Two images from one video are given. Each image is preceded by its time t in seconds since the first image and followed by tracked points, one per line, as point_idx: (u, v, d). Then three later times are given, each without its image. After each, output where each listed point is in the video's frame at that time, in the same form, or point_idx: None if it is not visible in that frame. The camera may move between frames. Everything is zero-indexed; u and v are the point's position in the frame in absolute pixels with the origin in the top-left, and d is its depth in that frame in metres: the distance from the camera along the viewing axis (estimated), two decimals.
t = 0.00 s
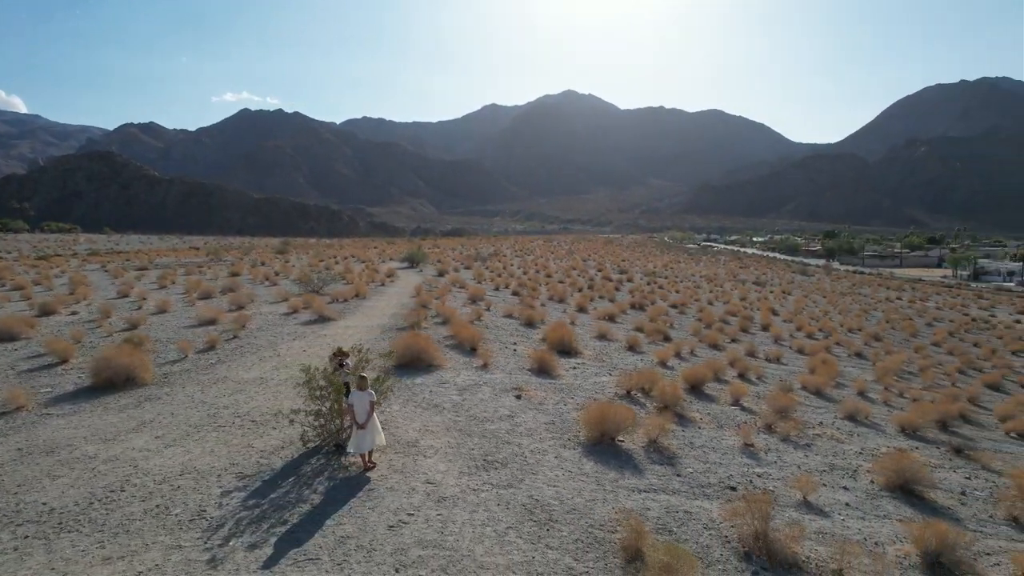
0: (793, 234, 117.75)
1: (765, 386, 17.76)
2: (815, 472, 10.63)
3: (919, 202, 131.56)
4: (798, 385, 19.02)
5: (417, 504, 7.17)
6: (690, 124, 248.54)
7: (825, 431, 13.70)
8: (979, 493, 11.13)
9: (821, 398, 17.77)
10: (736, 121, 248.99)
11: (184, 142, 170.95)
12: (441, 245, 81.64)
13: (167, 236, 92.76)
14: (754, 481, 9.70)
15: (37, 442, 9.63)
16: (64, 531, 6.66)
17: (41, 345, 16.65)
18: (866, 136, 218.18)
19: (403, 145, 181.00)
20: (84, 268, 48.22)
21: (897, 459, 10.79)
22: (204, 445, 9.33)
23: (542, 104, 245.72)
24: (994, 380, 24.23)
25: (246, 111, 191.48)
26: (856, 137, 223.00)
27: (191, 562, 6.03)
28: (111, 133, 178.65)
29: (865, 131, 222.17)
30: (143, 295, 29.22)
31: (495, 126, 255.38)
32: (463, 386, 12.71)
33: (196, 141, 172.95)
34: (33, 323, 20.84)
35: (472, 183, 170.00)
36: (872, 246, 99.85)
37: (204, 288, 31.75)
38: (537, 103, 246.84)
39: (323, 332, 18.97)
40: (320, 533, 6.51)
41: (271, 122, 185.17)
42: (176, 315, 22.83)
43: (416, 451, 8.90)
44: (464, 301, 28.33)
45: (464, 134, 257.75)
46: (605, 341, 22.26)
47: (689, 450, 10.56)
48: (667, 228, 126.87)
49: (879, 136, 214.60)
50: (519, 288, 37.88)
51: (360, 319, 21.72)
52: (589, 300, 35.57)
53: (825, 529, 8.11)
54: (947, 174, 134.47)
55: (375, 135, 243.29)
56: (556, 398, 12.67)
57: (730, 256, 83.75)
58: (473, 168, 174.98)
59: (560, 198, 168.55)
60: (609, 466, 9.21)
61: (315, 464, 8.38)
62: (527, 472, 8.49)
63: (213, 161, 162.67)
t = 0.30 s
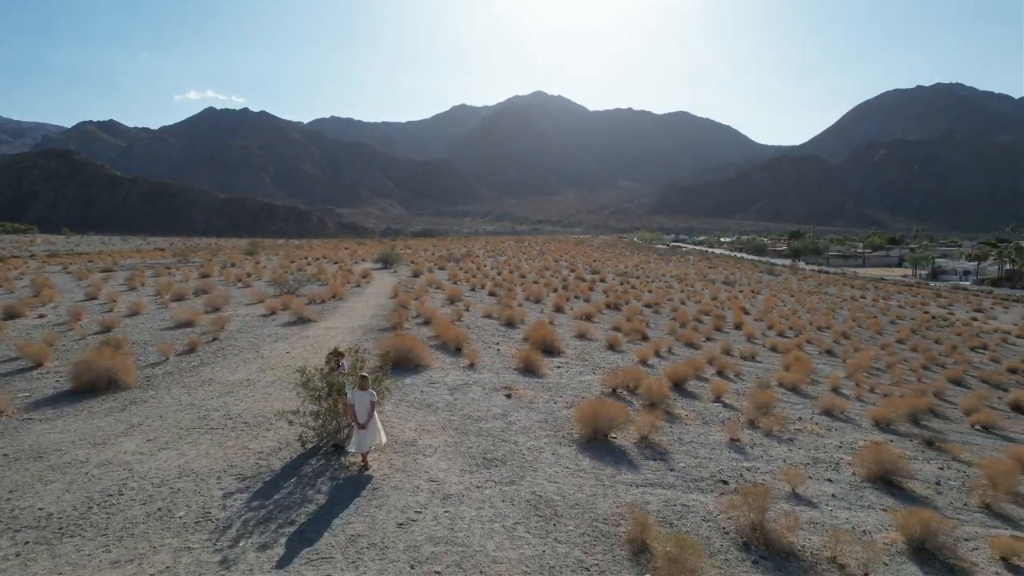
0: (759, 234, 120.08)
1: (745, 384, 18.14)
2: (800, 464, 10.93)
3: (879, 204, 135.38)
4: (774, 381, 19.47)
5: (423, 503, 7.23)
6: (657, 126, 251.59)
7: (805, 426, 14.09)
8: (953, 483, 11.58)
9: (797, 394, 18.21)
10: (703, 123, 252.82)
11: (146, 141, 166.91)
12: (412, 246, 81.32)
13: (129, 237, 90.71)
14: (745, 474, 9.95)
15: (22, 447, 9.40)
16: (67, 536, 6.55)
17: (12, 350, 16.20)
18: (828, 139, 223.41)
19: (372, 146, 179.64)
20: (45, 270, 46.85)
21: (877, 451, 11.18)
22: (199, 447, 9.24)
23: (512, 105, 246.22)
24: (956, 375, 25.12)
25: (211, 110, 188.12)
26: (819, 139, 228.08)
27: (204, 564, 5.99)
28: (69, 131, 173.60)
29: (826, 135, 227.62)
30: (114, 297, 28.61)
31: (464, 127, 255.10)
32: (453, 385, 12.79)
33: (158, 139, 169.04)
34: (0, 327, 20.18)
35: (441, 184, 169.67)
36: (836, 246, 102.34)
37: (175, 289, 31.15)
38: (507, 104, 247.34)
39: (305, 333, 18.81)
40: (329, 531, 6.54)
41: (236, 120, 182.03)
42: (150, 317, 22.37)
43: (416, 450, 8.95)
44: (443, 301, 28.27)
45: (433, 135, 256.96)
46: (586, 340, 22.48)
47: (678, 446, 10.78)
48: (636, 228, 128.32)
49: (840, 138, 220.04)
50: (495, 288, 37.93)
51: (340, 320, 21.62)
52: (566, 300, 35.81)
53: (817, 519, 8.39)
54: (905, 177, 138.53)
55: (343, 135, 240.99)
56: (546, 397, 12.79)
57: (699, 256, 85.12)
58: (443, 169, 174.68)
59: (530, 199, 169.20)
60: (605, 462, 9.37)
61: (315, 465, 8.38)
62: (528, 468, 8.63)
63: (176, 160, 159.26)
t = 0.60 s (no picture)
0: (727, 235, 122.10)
1: (723, 381, 18.51)
2: (786, 458, 11.24)
3: (842, 206, 138.73)
4: (751, 378, 19.91)
5: (429, 501, 7.29)
6: (626, 128, 254.03)
7: (785, 421, 14.47)
8: (930, 473, 12.02)
9: (775, 391, 18.64)
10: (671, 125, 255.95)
11: (107, 139, 162.70)
12: (384, 246, 80.74)
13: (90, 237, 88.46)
14: (736, 468, 10.20)
15: (8, 452, 9.19)
16: (70, 540, 6.46)
17: None
18: (792, 141, 228.08)
19: (341, 146, 177.83)
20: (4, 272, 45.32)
21: (859, 445, 11.53)
22: (195, 449, 9.16)
23: (482, 105, 246.23)
24: (922, 371, 25.94)
25: (175, 108, 184.21)
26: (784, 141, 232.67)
27: (216, 564, 5.98)
28: (25, 128, 168.11)
29: (790, 138, 232.45)
30: (82, 299, 27.91)
31: (434, 127, 254.33)
32: (444, 385, 12.84)
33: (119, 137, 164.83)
34: None
35: (411, 184, 168.81)
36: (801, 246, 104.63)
37: (146, 290, 30.48)
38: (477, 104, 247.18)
39: (286, 334, 18.65)
40: (338, 530, 6.57)
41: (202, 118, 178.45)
42: (122, 320, 21.88)
43: (415, 450, 8.98)
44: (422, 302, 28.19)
45: (403, 135, 255.49)
46: (566, 339, 22.67)
47: (669, 442, 10.99)
48: (607, 229, 129.45)
49: (804, 141, 224.81)
50: (472, 288, 37.91)
51: (321, 321, 21.48)
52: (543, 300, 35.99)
53: (808, 510, 8.66)
54: (866, 179, 142.26)
55: (311, 134, 238.07)
56: (536, 396, 12.91)
57: (669, 256, 86.19)
58: (413, 169, 173.75)
59: (500, 199, 169.29)
60: (599, 458, 9.53)
61: (315, 465, 8.37)
62: (528, 465, 8.74)
63: (139, 159, 155.53)
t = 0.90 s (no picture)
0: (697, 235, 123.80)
1: (704, 379, 18.83)
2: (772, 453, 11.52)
3: (807, 207, 141.71)
4: (730, 376, 20.29)
5: (434, 498, 7.35)
6: (596, 130, 255.96)
7: (767, 417, 14.82)
8: (907, 465, 12.46)
9: (753, 388, 19.03)
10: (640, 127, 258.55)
11: (67, 137, 158.36)
12: (356, 247, 80.04)
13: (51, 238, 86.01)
14: (726, 463, 10.43)
15: None
16: (73, 545, 6.37)
17: None
18: (758, 143, 232.10)
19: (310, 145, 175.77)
20: None
21: (842, 439, 11.88)
22: (189, 452, 9.06)
23: (453, 105, 245.68)
24: (891, 367, 26.71)
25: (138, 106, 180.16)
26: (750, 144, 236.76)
27: (228, 566, 5.97)
28: None
29: (757, 141, 236.68)
30: (50, 301, 27.17)
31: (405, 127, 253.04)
32: (434, 385, 12.89)
33: (79, 135, 160.44)
34: None
35: (382, 184, 167.71)
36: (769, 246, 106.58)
37: (116, 292, 29.81)
38: (448, 104, 246.56)
39: (268, 335, 18.44)
40: (347, 528, 6.60)
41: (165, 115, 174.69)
42: (95, 323, 21.37)
43: (414, 448, 9.02)
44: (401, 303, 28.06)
45: (373, 135, 253.70)
46: (547, 339, 22.82)
47: (659, 438, 11.20)
48: (578, 230, 130.26)
49: (770, 143, 229.06)
50: (449, 289, 37.81)
51: (301, 322, 21.29)
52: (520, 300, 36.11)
53: (798, 501, 8.93)
54: (830, 181, 145.52)
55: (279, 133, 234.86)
56: (526, 395, 13.02)
57: (641, 256, 87.11)
58: (384, 169, 172.53)
59: (472, 200, 169.13)
60: (594, 455, 9.67)
61: (315, 466, 8.37)
62: (526, 463, 8.85)
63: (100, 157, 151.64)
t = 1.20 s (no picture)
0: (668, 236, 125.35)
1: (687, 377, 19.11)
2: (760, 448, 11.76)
3: (775, 207, 144.41)
4: (711, 374, 20.62)
5: (438, 496, 7.41)
6: (567, 132, 257.33)
7: (749, 414, 15.13)
8: (885, 458, 12.87)
9: (733, 386, 19.41)
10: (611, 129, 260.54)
11: (26, 136, 153.72)
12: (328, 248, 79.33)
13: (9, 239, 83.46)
14: (716, 459, 10.64)
15: None
16: (77, 549, 6.29)
17: None
18: (727, 145, 235.69)
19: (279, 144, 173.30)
20: None
21: (824, 433, 12.22)
22: (185, 454, 8.97)
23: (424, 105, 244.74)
24: (861, 364, 27.44)
25: (100, 103, 175.81)
26: (719, 146, 240.42)
27: (240, 565, 5.96)
28: None
29: (725, 144, 240.50)
30: (17, 303, 26.46)
31: (375, 127, 251.45)
32: (426, 385, 12.92)
33: (38, 134, 155.86)
34: None
35: (352, 185, 166.31)
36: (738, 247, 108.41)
37: (86, 294, 29.09)
38: (419, 105, 245.46)
39: (249, 337, 18.24)
40: (353, 529, 6.59)
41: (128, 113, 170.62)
42: (69, 326, 20.85)
43: (412, 448, 9.06)
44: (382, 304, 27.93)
45: (343, 135, 251.37)
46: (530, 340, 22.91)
47: (652, 436, 11.37)
48: (551, 231, 130.78)
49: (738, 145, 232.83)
50: (426, 290, 37.72)
51: (282, 323, 21.12)
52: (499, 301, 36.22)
53: (788, 493, 9.20)
54: (797, 183, 148.51)
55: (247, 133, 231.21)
56: (517, 394, 13.11)
57: (614, 257, 87.87)
58: (354, 168, 171.14)
59: (444, 201, 168.68)
60: (589, 452, 9.82)
61: (317, 465, 8.36)
62: (525, 460, 8.96)
63: (60, 155, 147.45)
